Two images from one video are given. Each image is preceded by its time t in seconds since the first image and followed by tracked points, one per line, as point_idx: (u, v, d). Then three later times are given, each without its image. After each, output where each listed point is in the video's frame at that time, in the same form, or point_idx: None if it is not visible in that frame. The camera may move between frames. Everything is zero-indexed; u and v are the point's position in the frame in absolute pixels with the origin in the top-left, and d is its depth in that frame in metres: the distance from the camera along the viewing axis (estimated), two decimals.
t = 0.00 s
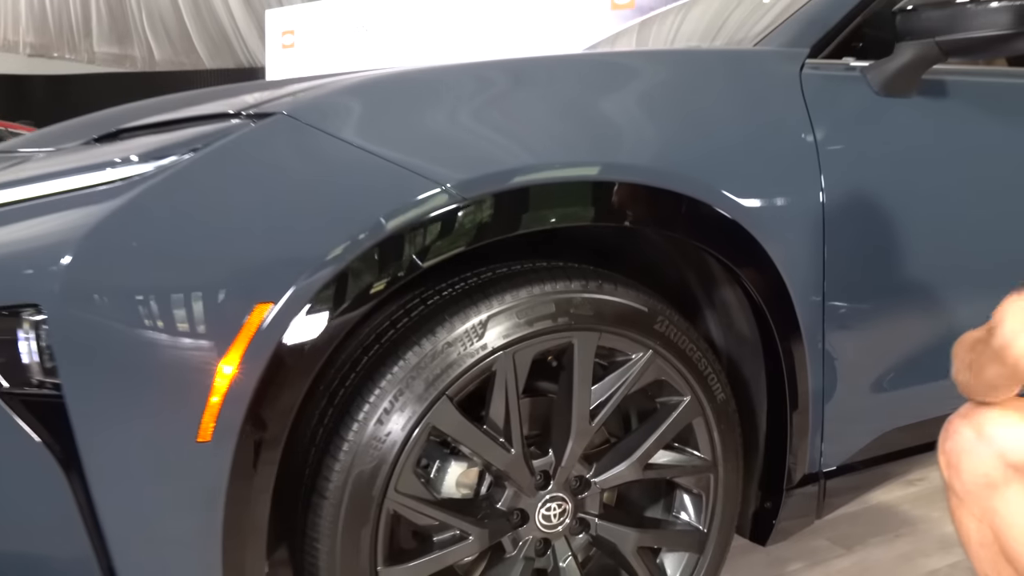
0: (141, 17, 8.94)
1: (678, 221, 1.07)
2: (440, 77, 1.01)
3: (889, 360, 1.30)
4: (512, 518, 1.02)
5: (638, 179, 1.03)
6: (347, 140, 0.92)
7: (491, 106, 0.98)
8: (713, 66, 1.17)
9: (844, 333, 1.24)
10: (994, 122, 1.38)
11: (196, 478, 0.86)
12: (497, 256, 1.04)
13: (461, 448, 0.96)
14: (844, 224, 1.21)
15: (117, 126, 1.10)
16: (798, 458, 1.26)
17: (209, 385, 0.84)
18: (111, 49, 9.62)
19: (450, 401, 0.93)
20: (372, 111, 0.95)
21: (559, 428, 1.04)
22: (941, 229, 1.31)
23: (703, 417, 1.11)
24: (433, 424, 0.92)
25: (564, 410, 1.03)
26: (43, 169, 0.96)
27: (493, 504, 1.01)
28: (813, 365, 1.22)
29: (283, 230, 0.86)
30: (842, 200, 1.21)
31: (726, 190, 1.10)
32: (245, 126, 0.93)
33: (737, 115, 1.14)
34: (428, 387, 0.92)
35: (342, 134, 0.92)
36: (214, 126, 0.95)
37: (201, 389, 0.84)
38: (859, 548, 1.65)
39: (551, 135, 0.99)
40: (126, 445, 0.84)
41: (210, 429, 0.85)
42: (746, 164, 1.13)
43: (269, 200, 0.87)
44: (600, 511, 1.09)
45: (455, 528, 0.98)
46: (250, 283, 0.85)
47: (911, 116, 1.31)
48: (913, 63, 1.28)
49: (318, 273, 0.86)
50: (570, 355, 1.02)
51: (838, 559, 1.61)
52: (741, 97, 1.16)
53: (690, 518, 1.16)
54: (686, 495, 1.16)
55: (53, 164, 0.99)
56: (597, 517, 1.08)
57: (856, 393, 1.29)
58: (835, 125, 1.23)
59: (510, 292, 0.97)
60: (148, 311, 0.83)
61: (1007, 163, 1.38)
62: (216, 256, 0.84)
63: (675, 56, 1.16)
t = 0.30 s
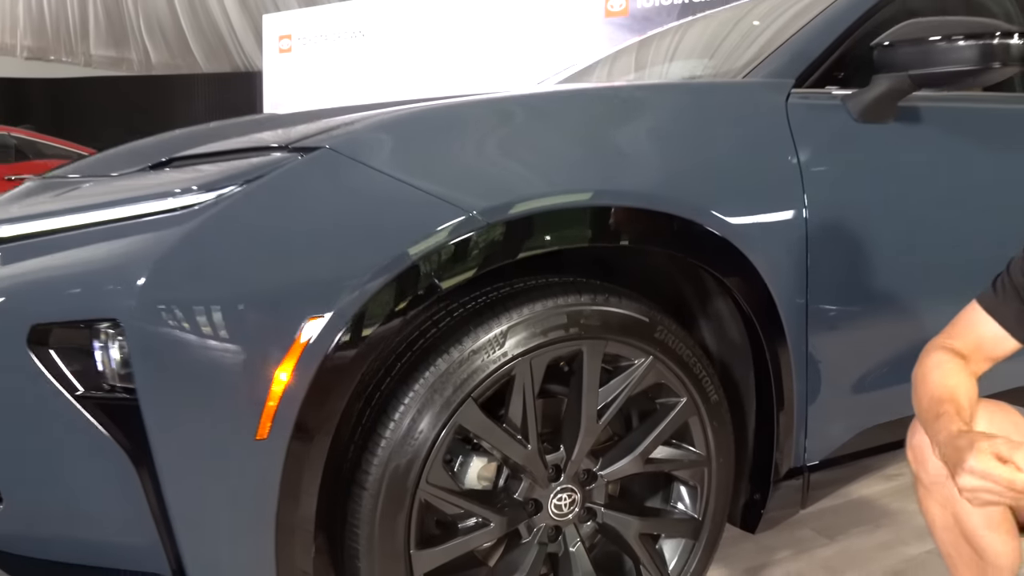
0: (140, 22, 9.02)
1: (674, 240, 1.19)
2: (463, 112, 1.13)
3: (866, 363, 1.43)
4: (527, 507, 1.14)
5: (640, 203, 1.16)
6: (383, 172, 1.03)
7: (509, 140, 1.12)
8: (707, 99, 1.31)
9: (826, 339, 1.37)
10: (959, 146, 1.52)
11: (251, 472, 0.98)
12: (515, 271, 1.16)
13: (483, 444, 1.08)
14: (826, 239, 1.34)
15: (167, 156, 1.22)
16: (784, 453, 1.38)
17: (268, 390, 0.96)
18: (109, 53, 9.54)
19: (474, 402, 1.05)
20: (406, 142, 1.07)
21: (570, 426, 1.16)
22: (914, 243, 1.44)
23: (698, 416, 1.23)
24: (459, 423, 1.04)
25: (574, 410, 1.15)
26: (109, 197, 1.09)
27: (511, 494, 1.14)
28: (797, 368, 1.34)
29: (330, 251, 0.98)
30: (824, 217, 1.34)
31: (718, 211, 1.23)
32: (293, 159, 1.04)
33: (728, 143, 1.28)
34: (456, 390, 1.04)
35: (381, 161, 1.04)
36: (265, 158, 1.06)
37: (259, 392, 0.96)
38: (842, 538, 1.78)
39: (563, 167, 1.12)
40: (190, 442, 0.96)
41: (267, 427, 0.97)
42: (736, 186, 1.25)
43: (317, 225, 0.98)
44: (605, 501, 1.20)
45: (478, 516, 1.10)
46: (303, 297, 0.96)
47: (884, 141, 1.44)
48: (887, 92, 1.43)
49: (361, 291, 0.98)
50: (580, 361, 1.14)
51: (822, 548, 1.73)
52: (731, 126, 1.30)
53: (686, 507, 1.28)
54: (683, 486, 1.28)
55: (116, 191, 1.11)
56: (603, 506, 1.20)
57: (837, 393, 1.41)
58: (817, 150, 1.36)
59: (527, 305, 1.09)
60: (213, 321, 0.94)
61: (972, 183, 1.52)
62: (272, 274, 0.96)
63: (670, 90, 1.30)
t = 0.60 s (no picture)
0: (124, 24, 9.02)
1: (658, 251, 1.30)
2: (467, 137, 1.25)
3: (835, 362, 1.55)
4: (527, 496, 1.25)
5: (630, 218, 1.27)
6: (397, 193, 1.15)
7: (509, 163, 1.23)
8: (688, 122, 1.43)
9: (798, 340, 1.49)
10: (916, 162, 1.67)
11: (282, 465, 1.09)
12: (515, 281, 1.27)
13: (487, 439, 1.19)
14: (797, 248, 1.46)
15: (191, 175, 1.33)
16: (760, 446, 1.50)
17: (297, 391, 1.07)
18: (91, 55, 9.53)
19: (479, 401, 1.16)
20: (417, 165, 1.18)
21: (566, 422, 1.27)
22: (877, 252, 1.57)
23: (682, 412, 1.35)
24: (466, 421, 1.15)
25: (569, 407, 1.27)
26: (141, 215, 1.18)
27: (512, 484, 1.25)
28: (772, 366, 1.46)
29: (352, 265, 1.09)
30: (795, 228, 1.46)
31: (700, 223, 1.35)
32: (315, 181, 1.14)
33: (707, 161, 1.40)
34: (464, 390, 1.15)
35: (394, 183, 1.16)
36: (288, 180, 1.17)
37: (289, 392, 1.07)
38: (814, 524, 1.91)
39: (559, 187, 1.24)
40: (224, 438, 1.06)
41: (296, 424, 1.08)
42: (715, 200, 1.38)
43: (339, 242, 1.09)
44: (598, 490, 1.32)
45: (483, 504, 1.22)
46: (327, 307, 1.07)
47: (849, 158, 1.57)
48: (856, 113, 1.58)
49: (379, 301, 1.09)
50: (574, 363, 1.25)
51: (797, 534, 1.86)
52: (711, 147, 1.42)
53: (671, 496, 1.39)
54: (668, 476, 1.39)
55: (146, 210, 1.21)
56: (595, 495, 1.31)
57: (809, 389, 1.53)
58: (788, 167, 1.48)
59: (527, 312, 1.20)
60: (246, 330, 1.05)
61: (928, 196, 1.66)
62: (300, 286, 1.07)
63: (653, 113, 1.42)
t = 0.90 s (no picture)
0: (96, 25, 8.95)
1: (631, 258, 1.42)
2: (455, 157, 1.36)
3: (795, 359, 1.68)
4: (513, 484, 1.36)
5: (606, 228, 1.39)
6: (394, 208, 1.25)
7: (494, 180, 1.35)
8: (658, 138, 1.55)
9: (761, 339, 1.61)
10: (868, 173, 1.80)
11: (291, 458, 1.19)
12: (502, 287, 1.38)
13: (476, 432, 1.30)
14: (759, 254, 1.59)
15: (196, 189, 1.42)
16: (726, 438, 1.62)
17: (305, 390, 1.18)
18: (62, 55, 9.39)
19: (469, 398, 1.27)
20: (411, 183, 1.29)
21: (547, 416, 1.38)
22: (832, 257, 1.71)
23: (654, 406, 1.47)
24: (458, 415, 1.27)
25: (550, 402, 1.38)
26: (152, 228, 1.27)
27: (498, 474, 1.36)
28: (737, 364, 1.59)
29: (353, 275, 1.19)
30: (758, 236, 1.59)
31: (669, 232, 1.47)
32: (318, 197, 1.24)
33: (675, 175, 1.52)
34: (455, 387, 1.26)
35: (390, 198, 1.26)
36: (293, 195, 1.27)
37: (298, 391, 1.18)
38: (778, 511, 2.04)
39: (541, 201, 1.35)
40: (236, 433, 1.16)
41: (304, 419, 1.18)
42: (682, 211, 1.50)
43: (341, 253, 1.19)
44: (577, 479, 1.43)
45: (473, 492, 1.32)
46: (331, 311, 1.18)
47: (807, 170, 1.71)
48: (812, 130, 1.72)
49: (378, 308, 1.20)
50: (555, 362, 1.36)
51: (762, 520, 2.00)
52: (679, 161, 1.54)
53: (644, 483, 1.51)
54: (642, 466, 1.51)
55: (156, 222, 1.29)
56: (575, 483, 1.42)
57: (771, 384, 1.66)
58: (751, 179, 1.61)
59: (511, 316, 1.31)
60: (256, 335, 1.16)
61: (878, 205, 1.80)
62: (306, 293, 1.17)
63: (626, 130, 1.54)
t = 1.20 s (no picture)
0: (75, 29, 8.94)
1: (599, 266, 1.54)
2: (436, 175, 1.47)
3: (754, 358, 1.82)
4: (491, 476, 1.48)
5: (576, 240, 1.51)
6: (381, 224, 1.36)
7: (472, 196, 1.46)
8: (625, 155, 1.67)
9: (721, 340, 1.74)
10: (821, 185, 1.94)
11: (289, 452, 1.30)
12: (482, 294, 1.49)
13: (458, 428, 1.42)
14: (719, 261, 1.72)
15: (195, 205, 1.52)
16: (690, 432, 1.74)
17: (300, 390, 1.29)
18: (41, 58, 9.33)
19: (450, 396, 1.39)
20: (396, 200, 1.40)
21: (523, 413, 1.50)
22: (787, 263, 1.84)
23: (622, 402, 1.59)
24: (440, 412, 1.38)
25: (525, 399, 1.50)
26: (156, 241, 1.37)
27: (478, 467, 1.48)
28: (699, 363, 1.71)
29: (344, 286, 1.30)
30: (717, 245, 1.72)
31: (636, 243, 1.59)
32: (310, 214, 1.35)
33: (640, 189, 1.65)
34: (438, 387, 1.37)
35: (377, 214, 1.37)
36: (287, 212, 1.37)
37: (294, 392, 1.29)
38: (743, 500, 2.17)
39: (516, 215, 1.47)
40: (237, 431, 1.27)
41: (300, 418, 1.29)
42: (647, 222, 1.62)
43: (333, 266, 1.31)
44: (552, 471, 1.55)
45: (455, 483, 1.44)
46: (324, 319, 1.29)
47: (764, 183, 1.84)
48: (768, 144, 1.85)
49: (367, 315, 1.31)
50: (530, 363, 1.48)
51: (728, 509, 2.13)
52: (644, 176, 1.67)
53: (614, 474, 1.63)
54: (612, 458, 1.64)
55: (159, 236, 1.40)
56: (549, 474, 1.54)
57: (731, 382, 1.79)
58: (711, 192, 1.74)
59: (489, 321, 1.43)
60: (256, 341, 1.27)
61: (831, 214, 1.94)
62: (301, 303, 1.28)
63: (595, 147, 1.66)
